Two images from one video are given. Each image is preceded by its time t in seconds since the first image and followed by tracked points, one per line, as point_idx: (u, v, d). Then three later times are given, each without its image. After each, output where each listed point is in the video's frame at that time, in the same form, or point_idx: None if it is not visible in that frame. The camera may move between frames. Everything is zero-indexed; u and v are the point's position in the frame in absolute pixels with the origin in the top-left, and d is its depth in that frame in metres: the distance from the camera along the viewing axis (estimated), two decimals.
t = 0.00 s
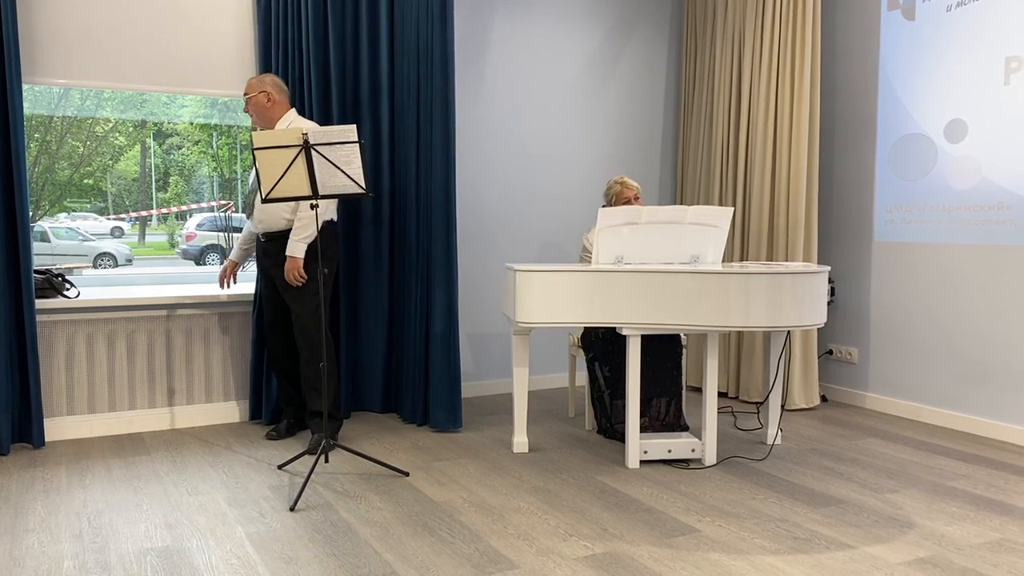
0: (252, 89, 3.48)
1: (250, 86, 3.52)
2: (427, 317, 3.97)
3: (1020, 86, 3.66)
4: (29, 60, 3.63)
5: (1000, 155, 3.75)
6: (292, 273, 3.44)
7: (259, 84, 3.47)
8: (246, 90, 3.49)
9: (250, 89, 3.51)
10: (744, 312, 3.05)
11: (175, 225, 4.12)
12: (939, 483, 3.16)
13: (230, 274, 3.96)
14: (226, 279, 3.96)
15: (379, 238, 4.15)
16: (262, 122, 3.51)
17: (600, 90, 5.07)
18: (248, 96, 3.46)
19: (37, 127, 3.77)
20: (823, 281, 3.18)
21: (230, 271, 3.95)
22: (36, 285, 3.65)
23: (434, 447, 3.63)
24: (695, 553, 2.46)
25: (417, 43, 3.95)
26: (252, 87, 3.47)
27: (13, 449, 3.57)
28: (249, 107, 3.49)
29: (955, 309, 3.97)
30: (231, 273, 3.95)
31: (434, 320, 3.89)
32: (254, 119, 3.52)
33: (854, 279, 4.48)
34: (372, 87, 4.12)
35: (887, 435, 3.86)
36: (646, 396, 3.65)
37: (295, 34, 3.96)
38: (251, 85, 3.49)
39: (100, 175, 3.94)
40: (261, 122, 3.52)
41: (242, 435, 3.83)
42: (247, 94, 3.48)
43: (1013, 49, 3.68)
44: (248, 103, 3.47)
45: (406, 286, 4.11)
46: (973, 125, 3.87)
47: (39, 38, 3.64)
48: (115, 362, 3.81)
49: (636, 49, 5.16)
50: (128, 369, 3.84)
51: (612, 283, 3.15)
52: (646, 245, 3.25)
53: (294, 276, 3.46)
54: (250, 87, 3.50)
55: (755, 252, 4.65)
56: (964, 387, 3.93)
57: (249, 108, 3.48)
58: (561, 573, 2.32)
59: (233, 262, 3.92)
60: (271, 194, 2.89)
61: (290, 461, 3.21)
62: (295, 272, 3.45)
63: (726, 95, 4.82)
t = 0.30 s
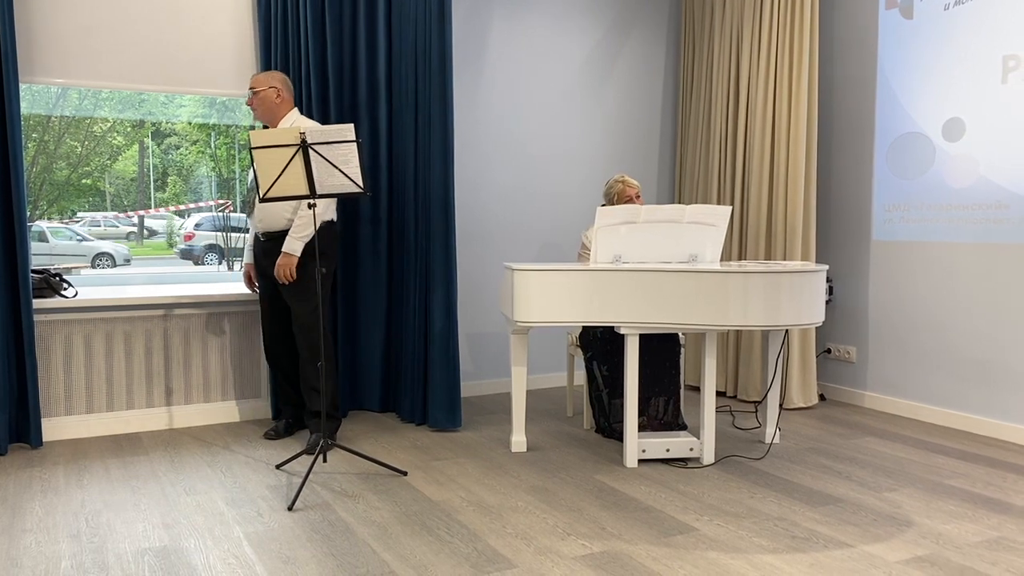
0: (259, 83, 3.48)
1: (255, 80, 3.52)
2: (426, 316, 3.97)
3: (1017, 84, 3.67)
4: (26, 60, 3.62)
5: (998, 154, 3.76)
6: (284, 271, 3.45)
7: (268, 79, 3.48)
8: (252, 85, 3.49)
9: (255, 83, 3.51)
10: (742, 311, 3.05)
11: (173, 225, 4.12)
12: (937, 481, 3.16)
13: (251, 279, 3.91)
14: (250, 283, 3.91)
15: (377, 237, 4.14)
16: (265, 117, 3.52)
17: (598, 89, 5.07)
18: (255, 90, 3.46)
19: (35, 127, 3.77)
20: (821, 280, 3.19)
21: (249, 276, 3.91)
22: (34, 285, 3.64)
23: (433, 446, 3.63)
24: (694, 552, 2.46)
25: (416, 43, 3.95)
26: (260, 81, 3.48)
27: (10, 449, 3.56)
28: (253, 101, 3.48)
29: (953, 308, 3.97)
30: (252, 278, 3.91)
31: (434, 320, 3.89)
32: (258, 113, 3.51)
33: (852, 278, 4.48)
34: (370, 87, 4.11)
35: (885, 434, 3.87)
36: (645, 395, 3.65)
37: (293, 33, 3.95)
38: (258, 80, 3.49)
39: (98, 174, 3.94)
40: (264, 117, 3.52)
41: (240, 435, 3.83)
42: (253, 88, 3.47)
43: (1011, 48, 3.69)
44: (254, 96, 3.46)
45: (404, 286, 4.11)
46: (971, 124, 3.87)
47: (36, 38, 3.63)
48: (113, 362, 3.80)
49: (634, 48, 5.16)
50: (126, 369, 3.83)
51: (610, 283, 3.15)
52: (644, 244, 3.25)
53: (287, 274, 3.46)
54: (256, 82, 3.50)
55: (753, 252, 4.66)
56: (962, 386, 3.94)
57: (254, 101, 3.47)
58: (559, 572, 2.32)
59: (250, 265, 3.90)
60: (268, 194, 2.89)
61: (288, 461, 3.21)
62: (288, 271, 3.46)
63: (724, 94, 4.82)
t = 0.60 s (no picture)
0: (259, 82, 3.47)
1: (253, 79, 3.50)
2: (426, 316, 3.96)
3: (1016, 84, 3.67)
4: (24, 60, 3.61)
5: (997, 153, 3.76)
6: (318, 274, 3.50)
7: (269, 79, 3.48)
8: (251, 83, 3.47)
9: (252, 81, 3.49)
10: (741, 311, 3.05)
11: (172, 225, 4.12)
12: (936, 480, 3.16)
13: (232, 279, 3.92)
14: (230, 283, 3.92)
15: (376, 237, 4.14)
16: (265, 116, 3.52)
17: (597, 89, 5.07)
18: (258, 89, 3.45)
19: (33, 127, 3.76)
20: (820, 279, 3.19)
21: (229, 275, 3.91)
22: (32, 285, 3.64)
23: (432, 446, 3.63)
24: (693, 552, 2.46)
25: (414, 43, 3.95)
26: (261, 80, 3.47)
27: (9, 449, 3.56)
28: (254, 99, 3.47)
29: (952, 307, 3.98)
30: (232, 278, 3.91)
31: (433, 319, 3.88)
32: (258, 111, 3.50)
33: (851, 278, 4.49)
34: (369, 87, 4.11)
35: (884, 433, 3.87)
36: (643, 394, 3.65)
37: (291, 33, 3.95)
38: (258, 79, 3.48)
39: (96, 174, 3.93)
40: (264, 116, 3.51)
41: (239, 435, 3.83)
42: (255, 87, 3.46)
43: (1010, 47, 3.69)
44: (256, 94, 3.45)
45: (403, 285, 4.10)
46: (970, 123, 3.88)
47: (34, 38, 3.62)
48: (112, 362, 3.80)
49: (632, 48, 5.17)
50: (125, 369, 3.83)
51: (609, 282, 3.15)
52: (642, 244, 3.25)
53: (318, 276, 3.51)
54: (255, 80, 3.48)
55: (752, 252, 4.66)
56: (961, 385, 3.94)
57: (256, 100, 3.46)
58: (558, 572, 2.32)
59: (232, 265, 3.90)
60: (267, 194, 2.88)
61: (287, 461, 3.21)
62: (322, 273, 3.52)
63: (723, 94, 4.82)
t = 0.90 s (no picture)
0: (260, 81, 3.48)
1: (253, 78, 3.50)
2: (424, 315, 3.96)
3: (1014, 83, 3.67)
4: (21, 59, 3.61)
5: (995, 152, 3.76)
6: (335, 271, 3.54)
7: (270, 79, 3.50)
8: (251, 82, 3.47)
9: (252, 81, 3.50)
10: (739, 311, 3.05)
11: (171, 225, 4.11)
12: (935, 480, 3.17)
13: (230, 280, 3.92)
14: (228, 286, 3.92)
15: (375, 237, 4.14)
16: (266, 116, 3.52)
17: (596, 89, 5.07)
18: (260, 88, 3.45)
19: (31, 127, 3.76)
20: (819, 279, 3.19)
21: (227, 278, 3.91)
22: (31, 285, 3.64)
23: (430, 446, 3.63)
24: (691, 551, 2.46)
25: (413, 42, 3.95)
26: (262, 79, 3.48)
27: (7, 449, 3.56)
28: (255, 98, 3.46)
29: (951, 306, 3.98)
30: (230, 280, 3.91)
31: (432, 318, 3.88)
32: (259, 110, 3.50)
33: (849, 277, 4.49)
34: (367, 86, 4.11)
35: (882, 432, 3.87)
36: (643, 394, 3.65)
37: (289, 32, 3.94)
38: (260, 78, 3.48)
39: (95, 174, 3.93)
40: (265, 115, 3.52)
41: (238, 435, 3.82)
42: (256, 85, 3.46)
43: (1008, 47, 3.69)
44: (258, 93, 3.45)
45: (402, 284, 4.10)
46: (968, 122, 3.88)
47: (32, 38, 3.62)
48: (111, 363, 3.80)
49: (630, 48, 5.17)
50: (123, 369, 3.82)
51: (607, 282, 3.15)
52: (641, 243, 3.26)
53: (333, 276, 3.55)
54: (255, 80, 3.49)
55: (750, 252, 4.65)
56: (961, 385, 3.94)
57: (257, 98, 3.46)
58: (557, 572, 2.32)
59: (229, 267, 3.89)
60: (265, 194, 2.88)
61: (287, 461, 3.21)
62: (338, 272, 3.56)
63: (721, 94, 4.83)
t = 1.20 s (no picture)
0: (262, 80, 3.49)
1: (254, 78, 3.51)
2: (422, 316, 3.96)
3: (1012, 83, 3.68)
4: (20, 60, 3.61)
5: (993, 152, 3.77)
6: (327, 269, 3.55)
7: (273, 78, 3.52)
8: (253, 81, 3.48)
9: (253, 80, 3.51)
10: (737, 311, 3.05)
11: (169, 225, 4.11)
12: (933, 480, 3.17)
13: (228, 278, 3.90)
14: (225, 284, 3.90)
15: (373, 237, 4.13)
16: (267, 115, 3.52)
17: (594, 89, 5.07)
18: (262, 86, 3.46)
19: (29, 127, 3.75)
20: (817, 279, 3.19)
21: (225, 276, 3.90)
22: (29, 286, 3.63)
23: (429, 446, 3.63)
24: (689, 552, 2.46)
25: (411, 42, 3.95)
26: (265, 78, 3.50)
27: (5, 450, 3.55)
28: (256, 96, 3.47)
29: (949, 306, 3.98)
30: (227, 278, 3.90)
31: (430, 319, 3.87)
32: (261, 109, 3.50)
33: (847, 277, 4.50)
34: (365, 87, 4.11)
35: (881, 433, 3.87)
36: (641, 394, 3.65)
37: (287, 32, 3.94)
38: (262, 77, 3.50)
39: (93, 175, 3.93)
40: (265, 115, 3.52)
41: (236, 435, 3.82)
42: (258, 84, 3.47)
43: (1006, 47, 3.69)
44: (260, 91, 3.46)
45: (399, 285, 4.10)
46: (966, 123, 3.88)
47: (31, 38, 3.62)
48: (109, 363, 3.79)
49: (629, 48, 5.17)
50: (122, 369, 3.82)
51: (605, 282, 3.15)
52: (640, 243, 3.26)
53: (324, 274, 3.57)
54: (257, 79, 3.50)
55: (749, 252, 4.66)
56: (959, 385, 3.94)
57: (259, 96, 3.47)
58: (555, 572, 2.32)
59: (225, 266, 3.89)
60: (263, 194, 2.88)
61: (285, 461, 3.21)
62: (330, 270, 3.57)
63: (719, 94, 4.83)
